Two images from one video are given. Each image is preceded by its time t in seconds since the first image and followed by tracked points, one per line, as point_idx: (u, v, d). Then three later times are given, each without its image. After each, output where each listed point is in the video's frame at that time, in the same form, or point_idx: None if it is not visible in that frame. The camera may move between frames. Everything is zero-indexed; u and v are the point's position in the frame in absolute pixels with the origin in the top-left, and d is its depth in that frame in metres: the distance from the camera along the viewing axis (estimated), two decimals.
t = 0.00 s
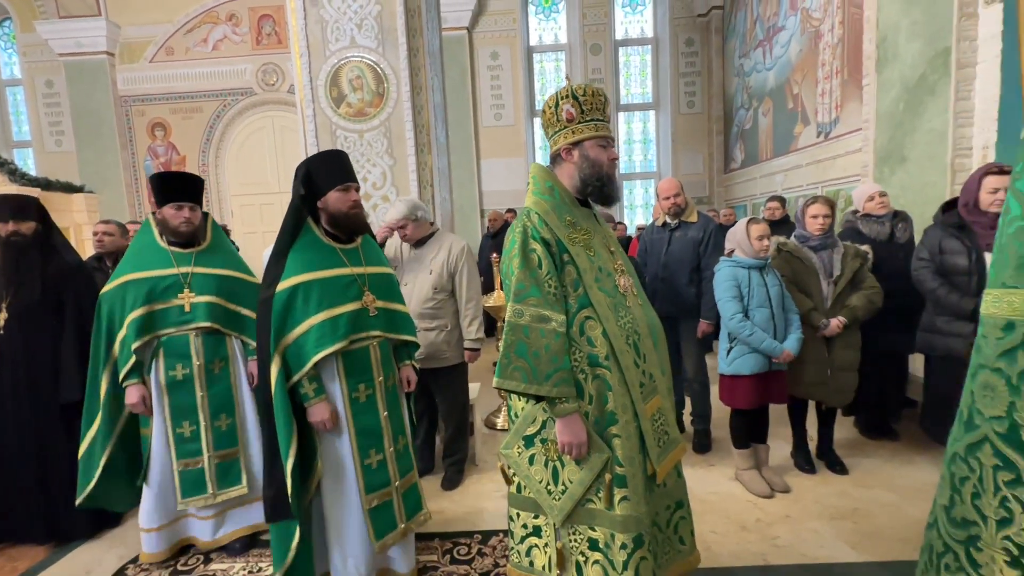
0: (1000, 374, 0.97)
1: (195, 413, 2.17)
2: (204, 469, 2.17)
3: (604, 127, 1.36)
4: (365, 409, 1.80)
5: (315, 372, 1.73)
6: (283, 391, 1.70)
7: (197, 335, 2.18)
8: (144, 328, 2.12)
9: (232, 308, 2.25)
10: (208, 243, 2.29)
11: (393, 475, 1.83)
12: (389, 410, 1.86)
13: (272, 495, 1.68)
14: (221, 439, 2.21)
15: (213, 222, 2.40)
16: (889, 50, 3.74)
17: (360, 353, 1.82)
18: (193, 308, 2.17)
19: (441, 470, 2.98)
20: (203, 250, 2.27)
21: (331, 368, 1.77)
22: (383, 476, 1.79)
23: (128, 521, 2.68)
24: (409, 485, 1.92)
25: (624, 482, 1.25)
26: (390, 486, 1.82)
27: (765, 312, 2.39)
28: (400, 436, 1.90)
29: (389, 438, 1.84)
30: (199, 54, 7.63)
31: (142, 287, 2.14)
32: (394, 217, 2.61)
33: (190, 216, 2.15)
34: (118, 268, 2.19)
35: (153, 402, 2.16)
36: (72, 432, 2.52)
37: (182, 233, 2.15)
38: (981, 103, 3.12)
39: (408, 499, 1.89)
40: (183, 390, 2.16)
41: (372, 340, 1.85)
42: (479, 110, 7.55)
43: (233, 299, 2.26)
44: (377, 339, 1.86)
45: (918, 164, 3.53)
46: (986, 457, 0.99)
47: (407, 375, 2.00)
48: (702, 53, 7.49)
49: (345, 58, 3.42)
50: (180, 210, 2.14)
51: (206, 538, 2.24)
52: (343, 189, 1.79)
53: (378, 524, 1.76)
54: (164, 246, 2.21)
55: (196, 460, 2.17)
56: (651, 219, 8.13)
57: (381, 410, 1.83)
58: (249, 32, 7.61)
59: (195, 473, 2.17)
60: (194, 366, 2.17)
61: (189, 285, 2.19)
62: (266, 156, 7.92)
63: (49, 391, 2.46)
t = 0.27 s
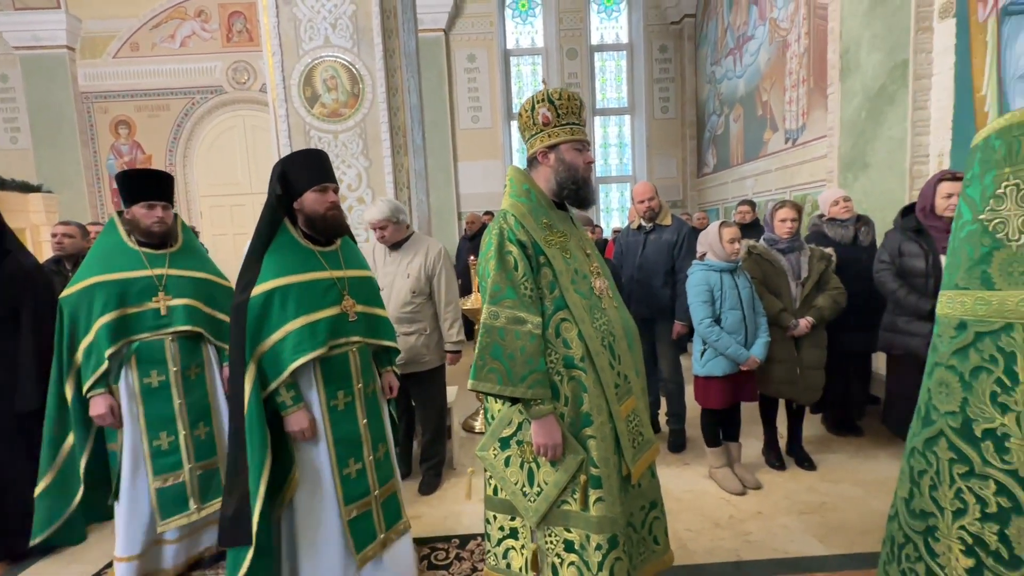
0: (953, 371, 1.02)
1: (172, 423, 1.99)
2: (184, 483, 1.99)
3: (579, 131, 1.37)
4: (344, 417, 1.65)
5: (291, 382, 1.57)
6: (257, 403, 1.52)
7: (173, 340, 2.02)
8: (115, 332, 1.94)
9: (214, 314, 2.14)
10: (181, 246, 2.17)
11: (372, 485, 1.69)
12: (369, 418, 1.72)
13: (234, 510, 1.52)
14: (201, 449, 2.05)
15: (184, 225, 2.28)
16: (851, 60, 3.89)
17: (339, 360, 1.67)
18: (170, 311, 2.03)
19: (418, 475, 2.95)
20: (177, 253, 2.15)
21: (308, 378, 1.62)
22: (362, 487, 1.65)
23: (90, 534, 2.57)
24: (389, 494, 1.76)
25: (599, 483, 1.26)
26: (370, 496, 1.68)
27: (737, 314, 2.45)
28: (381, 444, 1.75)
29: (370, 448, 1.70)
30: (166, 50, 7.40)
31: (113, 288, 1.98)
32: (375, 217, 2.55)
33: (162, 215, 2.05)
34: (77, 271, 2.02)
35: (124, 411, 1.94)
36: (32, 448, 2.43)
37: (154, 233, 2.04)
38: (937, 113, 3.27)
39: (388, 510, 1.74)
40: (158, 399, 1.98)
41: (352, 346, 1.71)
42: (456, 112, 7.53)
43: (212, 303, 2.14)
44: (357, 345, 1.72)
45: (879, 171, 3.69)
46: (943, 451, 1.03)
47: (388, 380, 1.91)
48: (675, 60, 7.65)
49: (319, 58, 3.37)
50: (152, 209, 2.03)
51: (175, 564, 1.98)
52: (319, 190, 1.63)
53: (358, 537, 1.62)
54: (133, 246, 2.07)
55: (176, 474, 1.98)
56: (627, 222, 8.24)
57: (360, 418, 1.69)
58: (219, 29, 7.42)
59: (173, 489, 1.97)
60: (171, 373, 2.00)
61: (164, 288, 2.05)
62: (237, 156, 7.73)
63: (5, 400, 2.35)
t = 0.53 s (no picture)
0: (922, 372, 1.06)
1: (141, 438, 1.84)
2: (156, 501, 1.84)
3: (559, 136, 1.38)
4: (329, 426, 1.57)
5: (275, 389, 1.49)
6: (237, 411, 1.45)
7: (139, 350, 1.87)
8: (74, 343, 1.76)
9: (180, 323, 1.99)
10: (141, 251, 2.01)
11: (355, 496, 1.60)
12: (356, 426, 1.64)
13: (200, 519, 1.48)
14: (173, 464, 1.91)
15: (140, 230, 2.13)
16: (819, 70, 4.03)
17: (326, 367, 1.58)
18: (134, 319, 1.88)
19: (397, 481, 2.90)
20: (137, 257, 1.99)
21: (291, 385, 1.54)
22: (342, 498, 1.57)
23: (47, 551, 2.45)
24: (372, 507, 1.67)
25: (580, 488, 1.25)
26: (351, 508, 1.59)
27: (712, 317, 2.49)
28: (366, 454, 1.66)
29: (354, 458, 1.61)
30: (131, 46, 7.14)
31: (68, 295, 1.79)
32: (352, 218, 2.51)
33: (120, 216, 1.90)
34: (24, 277, 1.81)
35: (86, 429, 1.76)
36: None
37: (113, 236, 1.90)
38: (899, 122, 3.41)
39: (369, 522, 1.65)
40: (125, 413, 1.82)
41: (341, 352, 1.62)
42: (433, 115, 7.49)
43: (178, 311, 2.00)
44: (346, 352, 1.63)
45: (845, 177, 3.82)
46: (913, 450, 1.07)
47: (380, 390, 1.80)
48: (650, 66, 7.79)
49: (294, 58, 3.30)
50: (109, 210, 1.88)
51: None
52: (307, 192, 1.57)
53: (334, 551, 1.54)
54: (88, 250, 1.89)
55: (146, 493, 1.83)
56: (604, 226, 8.32)
57: (345, 427, 1.60)
58: (187, 25, 7.20)
59: (143, 509, 1.81)
60: (138, 386, 1.85)
61: (126, 295, 1.89)
62: (207, 157, 7.51)
63: None
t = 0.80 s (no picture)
0: (895, 372, 1.09)
1: (103, 455, 1.73)
2: (120, 519, 1.74)
3: (544, 141, 1.37)
4: (324, 433, 1.50)
5: (269, 393, 1.42)
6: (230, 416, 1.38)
7: (96, 360, 1.76)
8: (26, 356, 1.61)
9: (135, 328, 1.92)
10: (85, 254, 1.88)
11: (350, 505, 1.53)
12: (351, 432, 1.57)
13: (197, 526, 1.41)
14: (134, 479, 1.81)
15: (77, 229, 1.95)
16: (789, 79, 4.15)
17: (321, 370, 1.51)
18: (89, 327, 1.77)
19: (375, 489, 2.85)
20: (83, 261, 1.86)
21: (287, 391, 1.46)
22: (338, 508, 1.50)
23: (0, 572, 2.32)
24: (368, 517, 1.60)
25: (565, 493, 1.24)
26: (347, 518, 1.52)
27: (690, 319, 2.53)
28: (361, 462, 1.60)
29: (350, 466, 1.54)
30: (94, 41, 6.88)
31: (11, 303, 1.62)
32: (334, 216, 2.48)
33: (64, 216, 1.75)
34: None
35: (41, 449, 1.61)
36: None
37: (57, 238, 1.74)
38: (864, 131, 3.54)
39: (366, 533, 1.58)
40: (83, 428, 1.70)
41: (336, 356, 1.55)
42: (411, 117, 7.43)
43: (132, 318, 1.93)
44: (341, 355, 1.56)
45: (815, 183, 3.94)
46: (887, 448, 1.10)
47: (377, 395, 1.70)
48: (626, 72, 7.91)
49: (268, 57, 3.23)
50: (50, 210, 1.72)
51: None
52: (299, 193, 1.50)
53: (330, 563, 1.47)
54: (27, 252, 1.72)
55: (111, 512, 1.72)
56: (582, 229, 8.38)
57: (341, 433, 1.53)
58: (155, 21, 6.98)
59: (107, 529, 1.70)
60: (97, 398, 1.74)
61: (77, 302, 1.77)
62: (175, 157, 7.28)
63: None
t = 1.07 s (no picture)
0: (864, 373, 1.13)
1: (62, 471, 1.63)
2: (84, 538, 1.65)
3: (524, 146, 1.37)
4: (312, 442, 1.44)
5: (256, 399, 1.38)
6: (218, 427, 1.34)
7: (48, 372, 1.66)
8: None
9: (84, 336, 1.85)
10: (24, 257, 1.74)
11: (343, 517, 1.48)
12: (340, 442, 1.51)
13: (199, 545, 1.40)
14: (95, 495, 1.72)
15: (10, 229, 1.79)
16: (757, 89, 4.29)
17: (308, 377, 1.45)
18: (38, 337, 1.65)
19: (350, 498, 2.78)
20: (24, 265, 1.73)
21: (275, 399, 1.41)
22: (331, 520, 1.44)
23: None
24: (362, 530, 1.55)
25: (545, 499, 1.24)
26: (340, 531, 1.47)
27: (665, 322, 2.57)
28: (352, 472, 1.53)
29: (340, 477, 1.48)
30: (51, 36, 6.57)
31: None
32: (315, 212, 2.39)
33: (3, 216, 1.64)
34: None
35: None
36: None
37: None
38: (829, 139, 3.67)
39: (360, 545, 1.53)
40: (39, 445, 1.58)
41: (322, 361, 1.49)
42: (386, 120, 7.36)
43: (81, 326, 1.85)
44: (328, 361, 1.51)
45: (783, 189, 4.07)
46: (857, 447, 1.14)
47: (364, 402, 1.63)
48: (601, 79, 8.03)
49: (238, 56, 3.16)
50: None
51: None
52: (287, 196, 1.45)
53: None
54: None
55: (74, 531, 1.63)
56: (558, 233, 8.44)
57: (331, 442, 1.47)
58: (117, 17, 6.72)
59: (69, 550, 1.61)
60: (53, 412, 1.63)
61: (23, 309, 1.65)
62: (138, 157, 7.02)
63: None
